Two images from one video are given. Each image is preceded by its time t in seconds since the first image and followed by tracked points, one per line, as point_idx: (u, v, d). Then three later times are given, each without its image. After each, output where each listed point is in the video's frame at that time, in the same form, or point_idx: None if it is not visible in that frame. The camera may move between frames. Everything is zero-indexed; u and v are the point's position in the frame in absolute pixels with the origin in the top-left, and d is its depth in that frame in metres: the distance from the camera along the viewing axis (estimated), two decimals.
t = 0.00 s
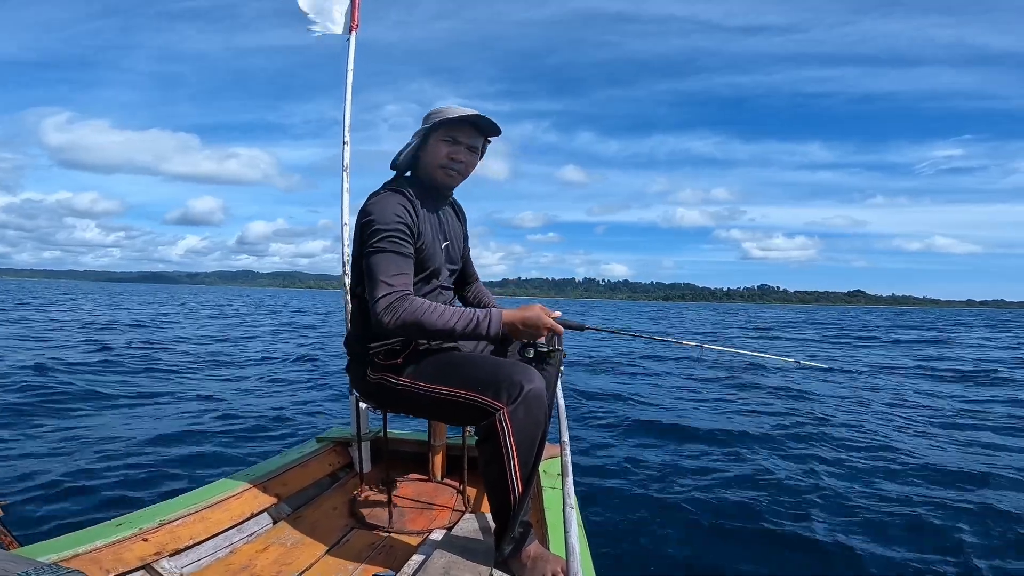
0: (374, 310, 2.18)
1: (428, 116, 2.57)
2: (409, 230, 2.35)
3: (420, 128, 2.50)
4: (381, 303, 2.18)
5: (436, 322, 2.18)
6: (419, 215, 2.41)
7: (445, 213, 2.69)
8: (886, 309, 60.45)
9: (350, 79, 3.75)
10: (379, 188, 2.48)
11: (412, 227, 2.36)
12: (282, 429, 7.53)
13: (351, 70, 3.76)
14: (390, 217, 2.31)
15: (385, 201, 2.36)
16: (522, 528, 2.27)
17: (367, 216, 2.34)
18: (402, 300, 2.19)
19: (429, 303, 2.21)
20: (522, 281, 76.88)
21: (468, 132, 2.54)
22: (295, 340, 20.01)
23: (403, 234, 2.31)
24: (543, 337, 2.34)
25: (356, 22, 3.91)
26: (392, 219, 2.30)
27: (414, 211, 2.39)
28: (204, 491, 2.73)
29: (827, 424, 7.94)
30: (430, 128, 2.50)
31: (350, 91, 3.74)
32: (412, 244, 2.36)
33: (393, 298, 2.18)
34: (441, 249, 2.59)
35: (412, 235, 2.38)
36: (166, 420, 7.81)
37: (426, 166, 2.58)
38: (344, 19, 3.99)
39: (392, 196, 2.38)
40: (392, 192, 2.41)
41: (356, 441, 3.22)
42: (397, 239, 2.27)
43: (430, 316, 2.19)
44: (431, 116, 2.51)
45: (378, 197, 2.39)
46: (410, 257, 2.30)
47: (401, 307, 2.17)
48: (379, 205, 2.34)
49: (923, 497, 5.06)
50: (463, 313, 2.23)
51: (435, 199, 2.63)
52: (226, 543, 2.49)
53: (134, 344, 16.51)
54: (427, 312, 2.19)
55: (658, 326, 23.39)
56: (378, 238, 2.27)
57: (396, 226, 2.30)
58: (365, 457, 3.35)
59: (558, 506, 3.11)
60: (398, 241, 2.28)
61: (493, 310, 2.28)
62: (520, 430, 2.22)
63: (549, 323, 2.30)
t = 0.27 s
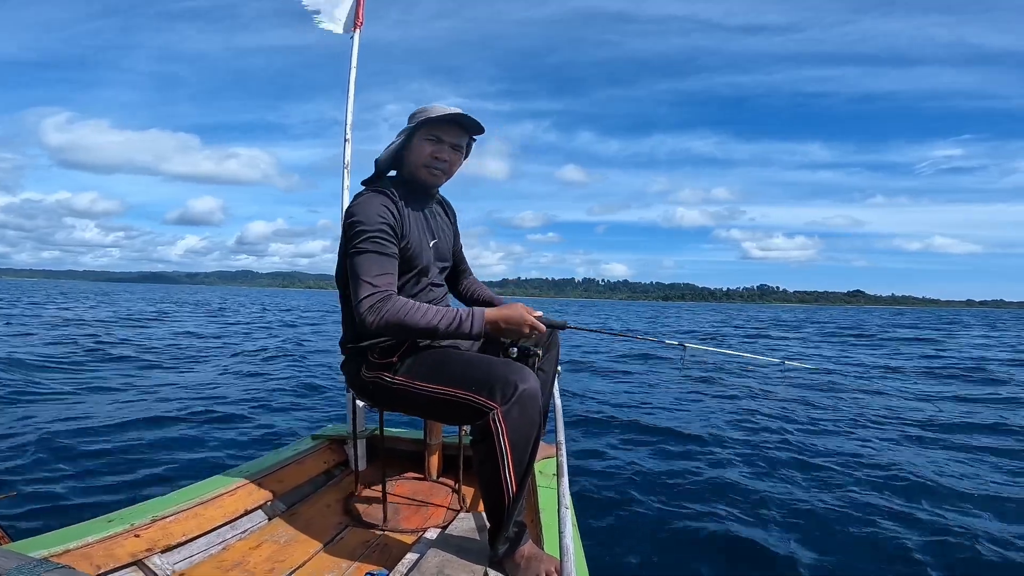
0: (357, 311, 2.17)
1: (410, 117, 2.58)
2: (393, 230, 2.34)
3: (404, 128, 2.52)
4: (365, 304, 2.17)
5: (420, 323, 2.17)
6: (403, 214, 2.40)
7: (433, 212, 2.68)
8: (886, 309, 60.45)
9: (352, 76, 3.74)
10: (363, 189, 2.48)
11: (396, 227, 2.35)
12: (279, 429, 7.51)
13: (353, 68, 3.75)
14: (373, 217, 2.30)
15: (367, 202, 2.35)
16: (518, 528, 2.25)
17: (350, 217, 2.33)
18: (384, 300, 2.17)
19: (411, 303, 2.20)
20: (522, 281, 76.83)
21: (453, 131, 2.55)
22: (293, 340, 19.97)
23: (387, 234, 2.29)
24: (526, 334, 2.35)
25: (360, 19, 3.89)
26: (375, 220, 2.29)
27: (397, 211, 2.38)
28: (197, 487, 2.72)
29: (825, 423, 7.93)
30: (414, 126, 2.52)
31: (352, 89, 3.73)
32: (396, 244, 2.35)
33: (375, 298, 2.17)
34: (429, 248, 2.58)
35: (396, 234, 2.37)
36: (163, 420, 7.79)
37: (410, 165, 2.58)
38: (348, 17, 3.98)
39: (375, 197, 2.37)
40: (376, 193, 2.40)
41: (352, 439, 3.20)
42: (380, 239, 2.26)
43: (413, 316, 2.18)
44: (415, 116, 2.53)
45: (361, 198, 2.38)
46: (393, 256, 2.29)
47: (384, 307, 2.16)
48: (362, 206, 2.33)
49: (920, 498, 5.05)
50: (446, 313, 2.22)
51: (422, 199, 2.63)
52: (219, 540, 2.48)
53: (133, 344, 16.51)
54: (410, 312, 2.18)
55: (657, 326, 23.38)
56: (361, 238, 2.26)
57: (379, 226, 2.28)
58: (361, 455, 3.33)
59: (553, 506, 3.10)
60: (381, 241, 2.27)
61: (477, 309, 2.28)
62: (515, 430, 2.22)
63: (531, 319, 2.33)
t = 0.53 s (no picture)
0: (356, 314, 2.16)
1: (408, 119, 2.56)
2: (392, 232, 2.32)
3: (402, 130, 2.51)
4: (364, 306, 2.15)
5: (418, 326, 2.16)
6: (402, 216, 2.39)
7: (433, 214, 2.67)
8: (885, 309, 60.47)
9: (351, 77, 3.73)
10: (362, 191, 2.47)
11: (395, 229, 2.34)
12: (277, 429, 7.49)
13: (352, 69, 3.74)
14: (373, 219, 2.28)
15: (367, 203, 2.34)
16: (517, 530, 2.24)
17: (349, 219, 2.32)
18: (384, 302, 2.16)
19: (411, 306, 2.18)
20: (522, 281, 76.74)
21: (451, 132, 2.53)
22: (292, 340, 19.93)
23: (386, 236, 2.28)
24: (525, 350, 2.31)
25: (359, 21, 3.87)
26: (374, 222, 2.28)
27: (397, 213, 2.37)
28: (196, 490, 2.70)
29: (824, 424, 7.93)
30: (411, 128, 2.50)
31: (350, 90, 3.72)
32: (396, 246, 2.33)
33: (374, 300, 2.16)
34: (429, 250, 2.57)
35: (396, 236, 2.35)
36: (161, 420, 7.77)
37: (408, 166, 2.57)
38: (347, 19, 3.97)
39: (374, 199, 2.36)
40: (375, 194, 2.39)
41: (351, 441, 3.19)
42: (379, 242, 2.25)
43: (412, 319, 2.17)
44: (413, 118, 2.51)
45: (360, 200, 2.36)
46: (393, 258, 2.28)
47: (383, 310, 2.15)
48: (361, 208, 2.32)
49: (921, 498, 5.03)
50: (445, 321, 2.21)
51: (421, 201, 2.62)
52: (218, 543, 2.46)
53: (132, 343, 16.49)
54: (410, 315, 2.16)
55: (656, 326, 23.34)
56: (360, 240, 2.24)
57: (378, 228, 2.27)
58: (359, 457, 3.32)
59: (553, 509, 3.08)
60: (380, 243, 2.26)
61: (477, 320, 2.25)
62: (516, 433, 2.20)
63: (531, 335, 2.28)
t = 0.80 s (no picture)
0: (364, 315, 2.16)
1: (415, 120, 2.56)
2: (400, 234, 2.33)
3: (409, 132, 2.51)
4: (374, 308, 2.15)
5: (427, 328, 2.16)
6: (409, 218, 2.39)
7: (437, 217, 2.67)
8: (885, 309, 60.46)
9: (345, 79, 3.73)
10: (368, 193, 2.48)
11: (403, 231, 2.34)
12: (277, 430, 7.49)
13: (346, 71, 3.74)
14: (380, 220, 2.29)
15: (375, 204, 2.34)
16: (519, 531, 2.24)
17: (357, 221, 2.32)
18: (393, 304, 2.16)
19: (420, 308, 2.19)
20: (521, 281, 76.75)
21: (458, 135, 2.54)
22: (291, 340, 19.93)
23: (394, 238, 2.28)
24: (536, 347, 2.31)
25: (351, 24, 3.86)
26: (382, 224, 2.28)
27: (404, 215, 2.37)
28: (197, 494, 2.70)
29: (823, 423, 7.92)
30: (418, 130, 2.50)
31: (345, 91, 3.72)
32: (403, 248, 2.34)
33: (383, 303, 2.16)
34: (433, 253, 2.57)
35: (403, 239, 2.35)
36: (161, 420, 7.77)
37: (415, 168, 2.57)
38: (342, 21, 3.97)
39: (382, 200, 2.36)
40: (382, 196, 2.39)
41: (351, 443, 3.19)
42: (387, 243, 2.25)
43: (421, 321, 2.17)
44: (419, 120, 2.52)
45: (368, 201, 2.37)
46: (400, 261, 2.28)
47: (392, 312, 2.15)
48: (369, 209, 2.32)
49: (921, 498, 5.03)
50: (456, 321, 2.21)
51: (427, 204, 2.62)
52: (220, 546, 2.46)
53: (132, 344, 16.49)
54: (418, 316, 2.17)
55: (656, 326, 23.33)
56: (368, 242, 2.24)
57: (387, 230, 2.27)
58: (359, 459, 3.32)
59: (553, 509, 3.08)
60: (388, 245, 2.26)
61: (485, 319, 2.25)
62: (517, 433, 2.21)
63: (540, 333, 2.28)
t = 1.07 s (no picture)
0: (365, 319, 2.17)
1: (428, 118, 2.52)
2: (400, 235, 2.33)
3: (423, 133, 2.48)
4: (375, 310, 2.17)
5: (428, 330, 2.17)
6: (409, 219, 2.40)
7: (437, 216, 2.68)
8: (885, 309, 60.46)
9: (344, 80, 3.73)
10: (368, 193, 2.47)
11: (403, 232, 2.35)
12: (276, 429, 7.49)
13: (346, 72, 3.74)
14: (380, 222, 2.29)
15: (374, 205, 2.35)
16: (517, 531, 2.25)
17: (356, 221, 2.32)
18: (395, 306, 2.17)
19: (422, 308, 2.19)
20: (521, 281, 76.78)
21: (471, 140, 2.55)
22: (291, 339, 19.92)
23: (394, 239, 2.29)
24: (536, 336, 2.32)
25: (350, 24, 3.86)
26: (382, 225, 2.29)
27: (404, 216, 2.38)
28: (197, 493, 2.71)
29: (822, 422, 7.93)
30: (433, 133, 2.49)
31: (344, 92, 3.72)
32: (403, 248, 2.35)
33: (386, 306, 2.17)
34: (433, 252, 2.58)
35: (403, 239, 2.36)
36: (160, 420, 7.77)
37: (423, 170, 2.57)
38: (342, 22, 3.98)
39: (381, 201, 2.36)
40: (383, 197, 2.39)
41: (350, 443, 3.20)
42: (388, 245, 2.26)
43: (423, 322, 2.18)
44: (434, 122, 2.49)
45: (367, 202, 2.37)
46: (401, 262, 2.29)
47: (394, 314, 2.16)
48: (368, 210, 2.32)
49: (919, 496, 5.05)
50: (455, 318, 2.21)
51: (427, 204, 2.64)
52: (219, 546, 2.47)
53: (131, 343, 16.48)
54: (418, 317, 2.17)
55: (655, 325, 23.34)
56: (369, 244, 2.25)
57: (387, 232, 2.28)
58: (359, 459, 3.32)
59: (553, 509, 3.09)
60: (389, 247, 2.26)
61: (484, 314, 2.26)
62: (514, 433, 2.21)
63: (539, 323, 2.29)
